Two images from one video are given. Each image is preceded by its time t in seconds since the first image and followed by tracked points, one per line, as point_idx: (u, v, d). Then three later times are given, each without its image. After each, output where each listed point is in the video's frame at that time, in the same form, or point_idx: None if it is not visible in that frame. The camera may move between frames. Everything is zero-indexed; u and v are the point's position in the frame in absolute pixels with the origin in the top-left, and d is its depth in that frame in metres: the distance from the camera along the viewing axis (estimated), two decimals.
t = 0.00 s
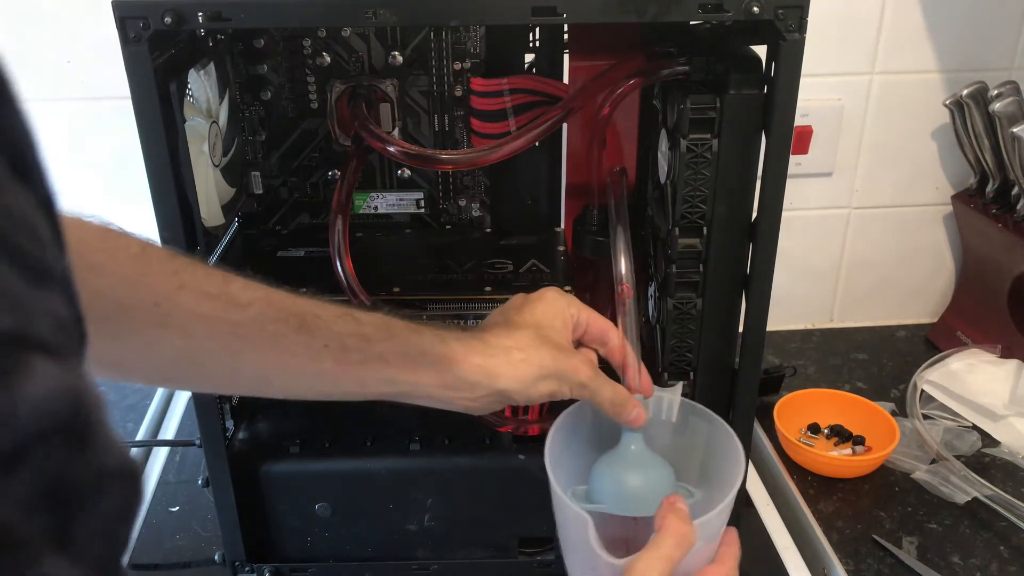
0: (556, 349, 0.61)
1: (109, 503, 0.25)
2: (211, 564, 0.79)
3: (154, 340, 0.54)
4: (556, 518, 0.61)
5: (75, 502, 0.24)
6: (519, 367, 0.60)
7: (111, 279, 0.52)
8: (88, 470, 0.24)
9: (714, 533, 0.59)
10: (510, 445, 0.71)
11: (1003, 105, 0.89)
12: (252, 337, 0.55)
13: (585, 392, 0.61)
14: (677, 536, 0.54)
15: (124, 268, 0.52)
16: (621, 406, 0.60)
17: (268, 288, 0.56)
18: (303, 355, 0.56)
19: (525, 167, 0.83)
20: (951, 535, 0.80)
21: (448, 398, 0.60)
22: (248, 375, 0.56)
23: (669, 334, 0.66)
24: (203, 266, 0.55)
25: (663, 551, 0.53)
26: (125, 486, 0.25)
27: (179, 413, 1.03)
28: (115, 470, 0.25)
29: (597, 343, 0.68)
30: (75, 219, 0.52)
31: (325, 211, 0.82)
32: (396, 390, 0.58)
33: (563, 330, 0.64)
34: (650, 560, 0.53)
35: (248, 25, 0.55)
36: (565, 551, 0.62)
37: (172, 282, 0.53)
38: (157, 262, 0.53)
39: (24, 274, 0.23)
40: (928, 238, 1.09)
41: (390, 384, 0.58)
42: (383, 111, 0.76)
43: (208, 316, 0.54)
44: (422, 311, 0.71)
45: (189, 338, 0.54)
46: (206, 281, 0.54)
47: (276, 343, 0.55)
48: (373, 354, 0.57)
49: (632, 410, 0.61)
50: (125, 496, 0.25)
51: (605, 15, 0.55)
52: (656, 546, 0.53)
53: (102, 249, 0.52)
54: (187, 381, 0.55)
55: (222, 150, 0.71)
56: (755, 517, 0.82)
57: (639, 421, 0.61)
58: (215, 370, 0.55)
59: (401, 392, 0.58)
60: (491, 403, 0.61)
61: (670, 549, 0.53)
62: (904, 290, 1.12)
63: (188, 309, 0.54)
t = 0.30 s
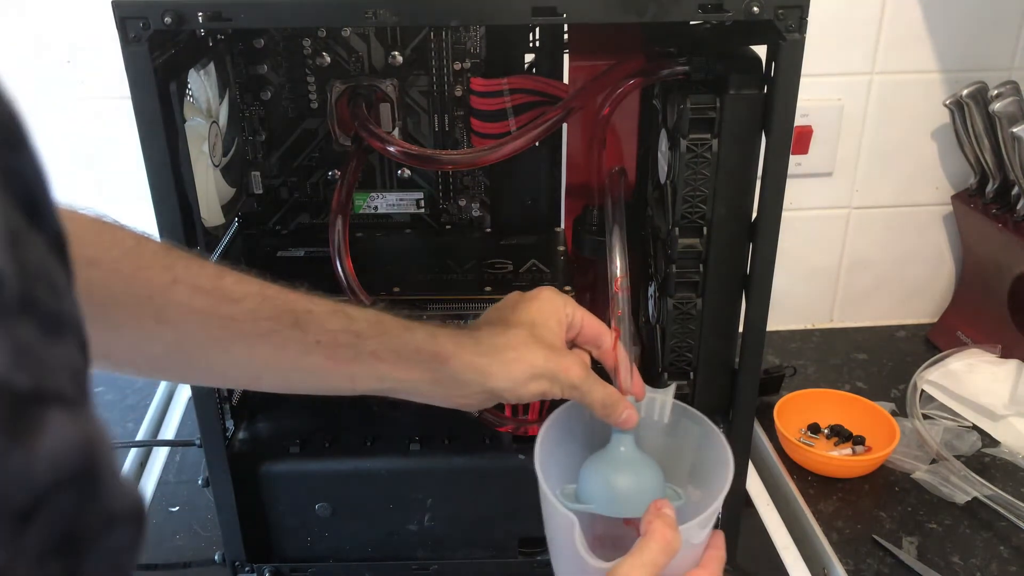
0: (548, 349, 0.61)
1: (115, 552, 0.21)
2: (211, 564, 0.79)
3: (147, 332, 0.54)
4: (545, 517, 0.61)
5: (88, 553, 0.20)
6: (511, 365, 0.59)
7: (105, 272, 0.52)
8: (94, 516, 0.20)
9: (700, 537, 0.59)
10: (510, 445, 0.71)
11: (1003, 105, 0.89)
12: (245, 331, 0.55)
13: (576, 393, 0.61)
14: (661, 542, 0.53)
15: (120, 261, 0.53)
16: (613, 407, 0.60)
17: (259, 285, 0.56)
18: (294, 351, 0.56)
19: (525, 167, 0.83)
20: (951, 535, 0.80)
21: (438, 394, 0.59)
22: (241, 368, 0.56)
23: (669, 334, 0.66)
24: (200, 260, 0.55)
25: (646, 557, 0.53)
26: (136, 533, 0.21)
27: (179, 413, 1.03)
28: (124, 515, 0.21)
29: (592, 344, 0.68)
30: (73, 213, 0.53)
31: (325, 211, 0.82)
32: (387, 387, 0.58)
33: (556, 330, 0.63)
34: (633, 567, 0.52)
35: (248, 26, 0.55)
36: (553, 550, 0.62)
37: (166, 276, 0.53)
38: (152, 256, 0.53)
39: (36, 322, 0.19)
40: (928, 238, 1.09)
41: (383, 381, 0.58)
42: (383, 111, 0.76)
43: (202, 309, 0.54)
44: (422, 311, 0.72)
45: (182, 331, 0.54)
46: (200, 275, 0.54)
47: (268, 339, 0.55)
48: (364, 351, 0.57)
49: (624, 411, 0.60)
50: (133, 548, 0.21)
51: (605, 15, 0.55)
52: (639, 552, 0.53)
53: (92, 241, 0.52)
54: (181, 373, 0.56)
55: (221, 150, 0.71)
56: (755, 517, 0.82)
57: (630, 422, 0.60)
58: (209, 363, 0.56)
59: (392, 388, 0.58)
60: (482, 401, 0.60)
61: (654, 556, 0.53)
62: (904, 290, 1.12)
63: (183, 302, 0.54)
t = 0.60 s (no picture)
0: (541, 349, 0.61)
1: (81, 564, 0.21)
2: (211, 564, 0.79)
3: (136, 331, 0.53)
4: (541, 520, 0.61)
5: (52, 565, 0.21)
6: (504, 365, 0.59)
7: (97, 273, 0.52)
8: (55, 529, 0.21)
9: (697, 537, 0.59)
10: (510, 445, 0.71)
11: (1003, 105, 0.89)
12: (237, 330, 0.54)
13: (569, 395, 0.61)
14: (657, 539, 0.53)
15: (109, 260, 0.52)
16: (607, 410, 0.60)
17: (253, 282, 0.56)
18: (289, 350, 0.55)
19: (526, 168, 0.83)
20: (951, 535, 0.80)
21: (432, 394, 0.59)
22: (233, 368, 0.55)
23: (669, 334, 0.66)
24: (194, 260, 0.55)
25: (642, 553, 0.53)
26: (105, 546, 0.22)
27: (179, 413, 1.03)
28: (88, 529, 0.22)
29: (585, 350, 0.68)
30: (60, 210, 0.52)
31: (325, 211, 0.82)
32: (378, 386, 0.58)
33: (550, 330, 0.63)
34: (629, 561, 0.52)
35: (247, 26, 0.55)
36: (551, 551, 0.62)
37: (158, 276, 0.53)
38: (143, 255, 0.53)
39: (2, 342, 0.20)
40: (928, 238, 1.09)
41: (376, 380, 0.58)
42: (383, 111, 0.76)
43: (195, 308, 0.53)
44: (422, 311, 0.72)
45: (173, 330, 0.53)
46: (193, 274, 0.54)
47: (260, 339, 0.55)
48: (356, 350, 0.57)
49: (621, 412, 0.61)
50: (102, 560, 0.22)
51: (605, 16, 0.55)
52: (635, 549, 0.53)
53: (88, 242, 0.52)
54: (171, 374, 0.55)
55: (221, 150, 0.71)
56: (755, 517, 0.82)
57: (627, 424, 0.61)
58: (199, 363, 0.55)
59: (385, 386, 0.58)
60: (476, 401, 0.61)
61: (649, 552, 0.53)
62: (904, 290, 1.12)
63: (174, 302, 0.53)
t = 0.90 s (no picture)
0: (533, 342, 0.60)
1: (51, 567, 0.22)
2: (211, 564, 0.79)
3: (123, 324, 0.55)
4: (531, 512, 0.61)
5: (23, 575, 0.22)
6: (495, 357, 0.58)
7: (84, 266, 0.53)
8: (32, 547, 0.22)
9: (684, 532, 0.59)
10: (511, 445, 0.71)
11: (1003, 105, 0.89)
12: (223, 322, 0.55)
13: (562, 389, 0.60)
14: (641, 523, 0.54)
15: (98, 256, 0.54)
16: (601, 407, 0.60)
17: (243, 277, 0.56)
18: (277, 343, 0.56)
19: (526, 168, 0.84)
20: (951, 535, 0.80)
21: (423, 386, 0.59)
22: (224, 362, 0.56)
23: (669, 334, 0.66)
24: (182, 253, 0.56)
25: (625, 537, 0.53)
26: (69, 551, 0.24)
27: (179, 412, 1.03)
28: (39, 543, 0.35)
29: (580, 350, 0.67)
30: (51, 205, 0.53)
31: (325, 211, 0.82)
32: (367, 378, 0.58)
33: (544, 325, 0.63)
34: (612, 544, 0.53)
35: (247, 26, 0.55)
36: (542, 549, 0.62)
37: (146, 269, 0.54)
38: (130, 248, 0.55)
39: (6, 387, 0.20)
40: (928, 238, 1.09)
41: (366, 373, 0.57)
42: (383, 111, 0.76)
43: (183, 301, 0.55)
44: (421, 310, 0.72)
45: (160, 322, 0.55)
46: (182, 268, 0.55)
47: (249, 332, 0.56)
48: (348, 344, 0.57)
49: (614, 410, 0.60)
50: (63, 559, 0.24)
51: (605, 15, 0.55)
52: (619, 532, 0.53)
53: (78, 236, 0.54)
54: (161, 367, 0.56)
55: (221, 150, 0.71)
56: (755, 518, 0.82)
57: (620, 425, 0.60)
58: (189, 357, 0.56)
59: (376, 377, 0.58)
60: (466, 393, 0.60)
61: (633, 535, 0.53)
62: (903, 290, 1.12)
63: (161, 294, 0.54)
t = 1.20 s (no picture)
0: (533, 350, 0.60)
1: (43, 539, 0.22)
2: (211, 564, 0.79)
3: (123, 329, 0.50)
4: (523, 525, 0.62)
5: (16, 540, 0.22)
6: (496, 364, 0.58)
7: (83, 270, 0.48)
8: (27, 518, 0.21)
9: (676, 540, 0.59)
10: (510, 445, 0.71)
11: (1003, 105, 0.89)
12: (228, 329, 0.52)
13: (560, 397, 0.60)
14: (629, 541, 0.54)
15: (101, 258, 0.48)
16: (599, 415, 0.61)
17: (241, 281, 0.53)
18: (277, 347, 0.53)
19: (526, 168, 0.84)
20: (951, 535, 0.80)
21: (421, 392, 0.58)
22: (221, 365, 0.52)
23: (669, 334, 0.66)
24: (179, 257, 0.52)
25: (613, 554, 0.54)
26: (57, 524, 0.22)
27: (179, 412, 1.03)
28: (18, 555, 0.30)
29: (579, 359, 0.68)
30: (46, 206, 0.47)
31: (325, 211, 0.82)
32: (368, 383, 0.56)
33: (545, 333, 0.63)
34: (600, 560, 0.53)
35: (248, 26, 0.55)
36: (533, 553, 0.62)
37: (145, 272, 0.50)
38: (129, 252, 0.49)
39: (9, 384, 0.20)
40: (928, 238, 1.09)
41: (366, 378, 0.55)
42: (383, 111, 0.76)
43: (183, 305, 0.50)
44: (422, 310, 0.72)
45: (161, 328, 0.50)
46: (179, 271, 0.51)
47: (251, 337, 0.52)
48: (348, 349, 0.55)
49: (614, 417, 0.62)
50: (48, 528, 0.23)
51: (605, 15, 0.55)
52: (607, 549, 0.54)
53: (77, 239, 0.48)
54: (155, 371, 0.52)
55: (221, 150, 0.71)
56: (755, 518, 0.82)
57: (616, 432, 0.61)
58: (186, 361, 0.52)
59: (373, 383, 0.56)
60: (464, 401, 0.59)
61: (621, 552, 0.54)
62: (903, 290, 1.12)
63: (163, 300, 0.50)
